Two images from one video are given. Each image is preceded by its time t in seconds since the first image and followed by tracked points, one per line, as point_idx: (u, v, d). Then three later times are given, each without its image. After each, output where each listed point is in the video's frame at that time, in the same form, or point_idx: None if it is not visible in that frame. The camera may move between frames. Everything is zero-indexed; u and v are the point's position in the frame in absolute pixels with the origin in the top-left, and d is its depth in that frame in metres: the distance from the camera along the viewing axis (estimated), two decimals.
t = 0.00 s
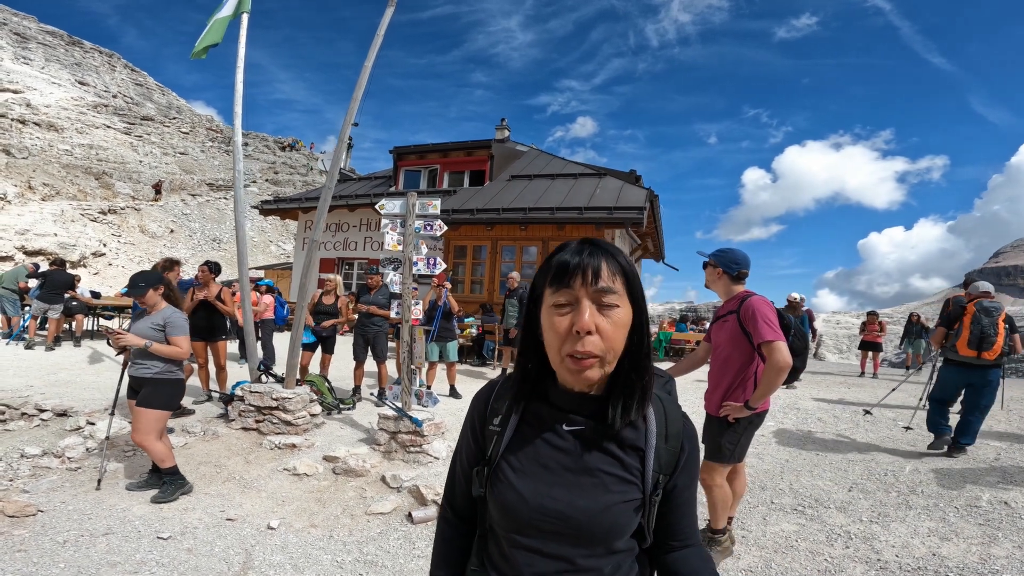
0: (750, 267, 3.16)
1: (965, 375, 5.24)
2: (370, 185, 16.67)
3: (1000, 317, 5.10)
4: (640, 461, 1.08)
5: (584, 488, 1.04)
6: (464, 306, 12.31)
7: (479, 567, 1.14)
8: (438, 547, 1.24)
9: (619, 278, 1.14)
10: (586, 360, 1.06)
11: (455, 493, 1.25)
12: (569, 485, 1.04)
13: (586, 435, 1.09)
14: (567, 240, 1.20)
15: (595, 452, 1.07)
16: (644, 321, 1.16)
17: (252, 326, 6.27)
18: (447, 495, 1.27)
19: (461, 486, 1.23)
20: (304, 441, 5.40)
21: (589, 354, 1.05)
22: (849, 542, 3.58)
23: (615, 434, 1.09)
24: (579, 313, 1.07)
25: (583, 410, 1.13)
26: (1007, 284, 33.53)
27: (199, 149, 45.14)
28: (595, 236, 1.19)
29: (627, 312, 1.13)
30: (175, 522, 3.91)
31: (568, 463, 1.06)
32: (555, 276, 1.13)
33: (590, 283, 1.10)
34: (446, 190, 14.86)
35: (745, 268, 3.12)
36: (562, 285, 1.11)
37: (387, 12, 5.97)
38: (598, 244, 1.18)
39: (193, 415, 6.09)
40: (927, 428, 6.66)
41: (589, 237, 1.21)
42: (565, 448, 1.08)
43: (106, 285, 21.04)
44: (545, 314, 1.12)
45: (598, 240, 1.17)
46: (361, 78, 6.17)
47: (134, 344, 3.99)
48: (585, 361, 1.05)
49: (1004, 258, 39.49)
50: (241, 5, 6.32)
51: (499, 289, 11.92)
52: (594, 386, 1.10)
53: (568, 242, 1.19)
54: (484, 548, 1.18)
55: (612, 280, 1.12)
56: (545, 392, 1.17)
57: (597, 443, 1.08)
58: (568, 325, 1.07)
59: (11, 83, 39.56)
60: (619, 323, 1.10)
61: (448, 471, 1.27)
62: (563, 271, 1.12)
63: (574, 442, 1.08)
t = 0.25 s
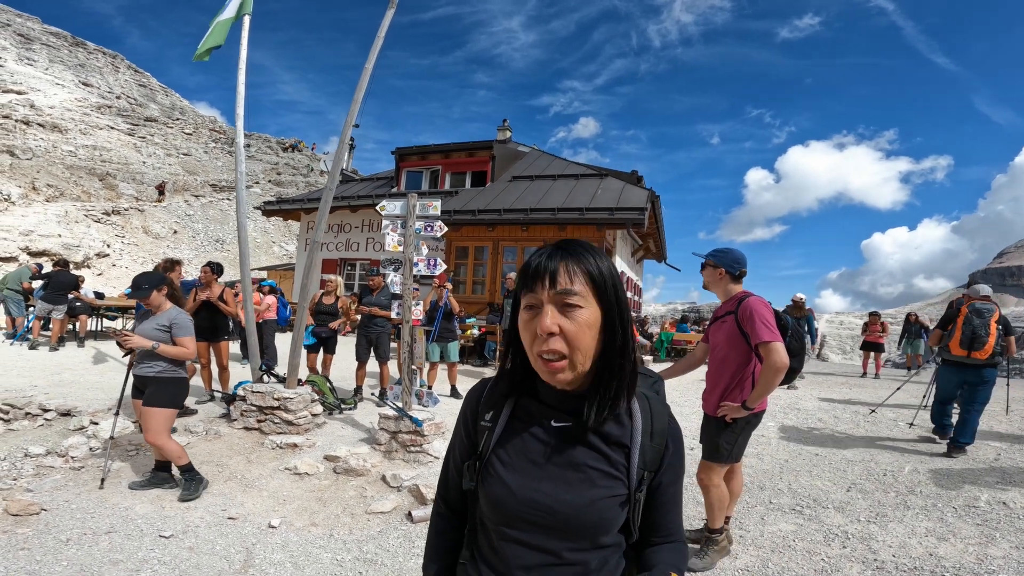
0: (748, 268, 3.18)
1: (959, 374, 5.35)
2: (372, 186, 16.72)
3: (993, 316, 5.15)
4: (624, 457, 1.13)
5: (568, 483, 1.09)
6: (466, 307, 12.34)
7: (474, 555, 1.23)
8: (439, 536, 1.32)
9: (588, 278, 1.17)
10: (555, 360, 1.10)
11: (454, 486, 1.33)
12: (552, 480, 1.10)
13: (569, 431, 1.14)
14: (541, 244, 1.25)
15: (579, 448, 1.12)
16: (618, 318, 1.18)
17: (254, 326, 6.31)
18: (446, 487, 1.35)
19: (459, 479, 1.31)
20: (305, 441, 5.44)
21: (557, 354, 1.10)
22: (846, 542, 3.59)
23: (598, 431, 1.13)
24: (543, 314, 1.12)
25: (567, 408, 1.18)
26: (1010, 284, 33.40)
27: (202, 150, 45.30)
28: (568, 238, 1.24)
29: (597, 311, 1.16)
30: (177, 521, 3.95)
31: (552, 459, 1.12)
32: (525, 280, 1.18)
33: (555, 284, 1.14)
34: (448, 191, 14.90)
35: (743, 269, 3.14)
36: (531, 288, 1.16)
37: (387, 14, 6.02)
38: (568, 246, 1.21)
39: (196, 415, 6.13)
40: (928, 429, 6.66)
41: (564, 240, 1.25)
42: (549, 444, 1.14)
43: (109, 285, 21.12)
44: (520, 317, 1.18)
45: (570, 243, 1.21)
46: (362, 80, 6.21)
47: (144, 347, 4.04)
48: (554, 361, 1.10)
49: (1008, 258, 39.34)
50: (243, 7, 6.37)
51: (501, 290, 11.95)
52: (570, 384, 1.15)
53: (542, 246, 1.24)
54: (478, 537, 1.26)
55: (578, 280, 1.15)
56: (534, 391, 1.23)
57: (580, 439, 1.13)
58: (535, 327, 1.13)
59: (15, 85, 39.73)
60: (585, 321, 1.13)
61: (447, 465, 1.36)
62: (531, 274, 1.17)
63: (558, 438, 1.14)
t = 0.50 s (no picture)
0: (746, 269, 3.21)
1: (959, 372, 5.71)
2: (375, 187, 16.79)
3: (979, 317, 5.51)
4: (605, 454, 1.16)
5: (548, 479, 1.14)
6: (469, 308, 12.37)
7: (465, 545, 1.30)
8: (435, 527, 1.40)
9: (564, 280, 1.20)
10: (530, 360, 1.15)
11: (449, 480, 1.41)
12: (533, 476, 1.15)
13: (551, 429, 1.19)
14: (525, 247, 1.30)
15: (560, 445, 1.17)
16: (596, 318, 1.21)
17: (257, 327, 6.37)
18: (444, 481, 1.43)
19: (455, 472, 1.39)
20: (308, 441, 5.49)
21: (531, 354, 1.15)
22: (844, 542, 3.62)
23: (578, 429, 1.18)
24: (522, 316, 1.17)
25: (550, 406, 1.22)
26: (1015, 284, 33.25)
27: (207, 152, 45.53)
28: (550, 241, 1.28)
29: (572, 312, 1.19)
30: (181, 520, 4.00)
31: (534, 455, 1.17)
32: (505, 283, 1.24)
33: (533, 286, 1.19)
34: (450, 193, 14.96)
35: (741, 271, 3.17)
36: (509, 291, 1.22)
37: (389, 17, 6.07)
38: (547, 250, 1.25)
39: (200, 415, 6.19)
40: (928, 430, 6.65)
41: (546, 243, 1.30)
42: (531, 441, 1.19)
43: (114, 287, 21.27)
44: (502, 319, 1.25)
45: (551, 246, 1.26)
46: (364, 83, 6.27)
47: (160, 350, 4.13)
48: (529, 361, 1.15)
49: (1013, 258, 39.17)
50: (247, 11, 6.44)
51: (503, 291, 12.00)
52: (550, 382, 1.19)
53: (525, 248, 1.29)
54: (469, 531, 1.32)
55: (552, 283, 1.19)
56: (521, 390, 1.29)
57: (561, 435, 1.18)
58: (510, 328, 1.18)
59: (21, 87, 40.01)
60: (562, 322, 1.17)
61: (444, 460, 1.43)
62: (510, 278, 1.22)
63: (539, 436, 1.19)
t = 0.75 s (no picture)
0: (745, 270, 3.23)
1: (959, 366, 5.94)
2: (376, 188, 16.82)
3: (974, 311, 5.84)
4: (602, 453, 1.17)
5: (547, 478, 1.15)
6: (470, 309, 12.39)
7: (465, 544, 1.31)
8: (432, 527, 1.41)
9: (573, 280, 1.23)
10: (542, 360, 1.17)
11: (446, 480, 1.42)
12: (532, 475, 1.17)
13: (550, 428, 1.20)
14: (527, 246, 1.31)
15: (558, 443, 1.18)
16: (599, 319, 1.25)
17: (260, 328, 6.39)
18: (439, 482, 1.44)
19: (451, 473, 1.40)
20: (310, 441, 5.51)
21: (544, 354, 1.17)
22: (845, 542, 3.62)
23: (577, 428, 1.19)
24: (533, 315, 1.19)
25: (550, 405, 1.23)
26: (1017, 284, 33.19)
27: (209, 153, 45.66)
28: (552, 241, 1.30)
29: (582, 312, 1.22)
30: (184, 520, 4.02)
31: (533, 454, 1.19)
32: (512, 282, 1.24)
33: (541, 286, 1.20)
34: (452, 194, 14.98)
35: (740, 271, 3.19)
36: (517, 291, 1.22)
37: (391, 18, 6.10)
38: (554, 250, 1.27)
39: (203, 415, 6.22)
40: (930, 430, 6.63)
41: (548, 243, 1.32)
42: (530, 440, 1.20)
43: (117, 288, 21.33)
44: (507, 318, 1.25)
45: (554, 246, 1.28)
46: (366, 85, 6.29)
47: (173, 351, 4.14)
48: (541, 361, 1.17)
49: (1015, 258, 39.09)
50: (249, 13, 6.47)
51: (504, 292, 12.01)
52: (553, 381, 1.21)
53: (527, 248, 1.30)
54: (468, 530, 1.33)
55: (563, 284, 1.21)
56: (518, 390, 1.30)
57: (560, 434, 1.19)
58: (523, 328, 1.19)
59: (23, 89, 40.16)
60: (570, 322, 1.19)
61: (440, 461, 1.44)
62: (517, 277, 1.23)
63: (538, 435, 1.20)
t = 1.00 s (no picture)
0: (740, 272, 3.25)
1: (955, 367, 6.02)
2: (377, 189, 16.86)
3: (971, 314, 5.88)
4: (602, 458, 1.20)
5: (549, 482, 1.18)
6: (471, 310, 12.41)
7: (466, 548, 1.33)
8: (433, 530, 1.44)
9: (577, 288, 1.26)
10: (547, 364, 1.19)
11: (446, 485, 1.43)
12: (535, 480, 1.19)
13: (551, 434, 1.23)
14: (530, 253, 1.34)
15: (560, 449, 1.21)
16: (601, 326, 1.28)
17: (261, 330, 6.42)
18: (439, 486, 1.46)
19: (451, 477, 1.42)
20: (311, 443, 5.53)
21: (549, 359, 1.19)
22: (843, 543, 3.64)
23: (578, 434, 1.21)
24: (538, 321, 1.21)
25: (551, 411, 1.26)
26: (1018, 285, 33.14)
27: (210, 153, 45.73)
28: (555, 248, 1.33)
29: (585, 319, 1.26)
30: (187, 520, 4.04)
31: (535, 459, 1.21)
32: (516, 288, 1.27)
33: (546, 293, 1.23)
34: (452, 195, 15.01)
35: (736, 273, 3.22)
36: (522, 297, 1.25)
37: (392, 21, 6.12)
38: (558, 257, 1.30)
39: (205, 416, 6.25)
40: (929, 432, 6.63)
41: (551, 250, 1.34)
42: (532, 445, 1.22)
43: (118, 289, 21.37)
44: (511, 324, 1.27)
45: (558, 253, 1.30)
46: (367, 87, 6.32)
47: (176, 354, 4.15)
48: (545, 366, 1.19)
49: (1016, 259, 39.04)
50: (251, 15, 6.50)
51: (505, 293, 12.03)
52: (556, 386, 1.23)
53: (531, 255, 1.33)
54: (469, 534, 1.35)
55: (568, 290, 1.24)
56: (519, 395, 1.32)
57: (561, 439, 1.21)
58: (528, 333, 1.21)
59: (25, 90, 40.24)
60: (574, 328, 1.22)
61: (440, 465, 1.46)
62: (523, 283, 1.25)
63: (540, 441, 1.22)
